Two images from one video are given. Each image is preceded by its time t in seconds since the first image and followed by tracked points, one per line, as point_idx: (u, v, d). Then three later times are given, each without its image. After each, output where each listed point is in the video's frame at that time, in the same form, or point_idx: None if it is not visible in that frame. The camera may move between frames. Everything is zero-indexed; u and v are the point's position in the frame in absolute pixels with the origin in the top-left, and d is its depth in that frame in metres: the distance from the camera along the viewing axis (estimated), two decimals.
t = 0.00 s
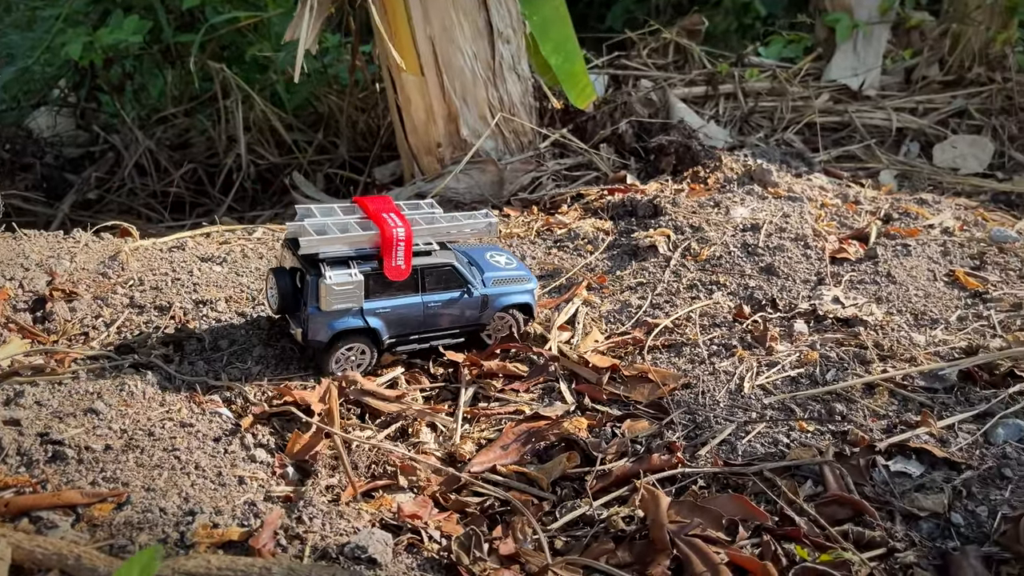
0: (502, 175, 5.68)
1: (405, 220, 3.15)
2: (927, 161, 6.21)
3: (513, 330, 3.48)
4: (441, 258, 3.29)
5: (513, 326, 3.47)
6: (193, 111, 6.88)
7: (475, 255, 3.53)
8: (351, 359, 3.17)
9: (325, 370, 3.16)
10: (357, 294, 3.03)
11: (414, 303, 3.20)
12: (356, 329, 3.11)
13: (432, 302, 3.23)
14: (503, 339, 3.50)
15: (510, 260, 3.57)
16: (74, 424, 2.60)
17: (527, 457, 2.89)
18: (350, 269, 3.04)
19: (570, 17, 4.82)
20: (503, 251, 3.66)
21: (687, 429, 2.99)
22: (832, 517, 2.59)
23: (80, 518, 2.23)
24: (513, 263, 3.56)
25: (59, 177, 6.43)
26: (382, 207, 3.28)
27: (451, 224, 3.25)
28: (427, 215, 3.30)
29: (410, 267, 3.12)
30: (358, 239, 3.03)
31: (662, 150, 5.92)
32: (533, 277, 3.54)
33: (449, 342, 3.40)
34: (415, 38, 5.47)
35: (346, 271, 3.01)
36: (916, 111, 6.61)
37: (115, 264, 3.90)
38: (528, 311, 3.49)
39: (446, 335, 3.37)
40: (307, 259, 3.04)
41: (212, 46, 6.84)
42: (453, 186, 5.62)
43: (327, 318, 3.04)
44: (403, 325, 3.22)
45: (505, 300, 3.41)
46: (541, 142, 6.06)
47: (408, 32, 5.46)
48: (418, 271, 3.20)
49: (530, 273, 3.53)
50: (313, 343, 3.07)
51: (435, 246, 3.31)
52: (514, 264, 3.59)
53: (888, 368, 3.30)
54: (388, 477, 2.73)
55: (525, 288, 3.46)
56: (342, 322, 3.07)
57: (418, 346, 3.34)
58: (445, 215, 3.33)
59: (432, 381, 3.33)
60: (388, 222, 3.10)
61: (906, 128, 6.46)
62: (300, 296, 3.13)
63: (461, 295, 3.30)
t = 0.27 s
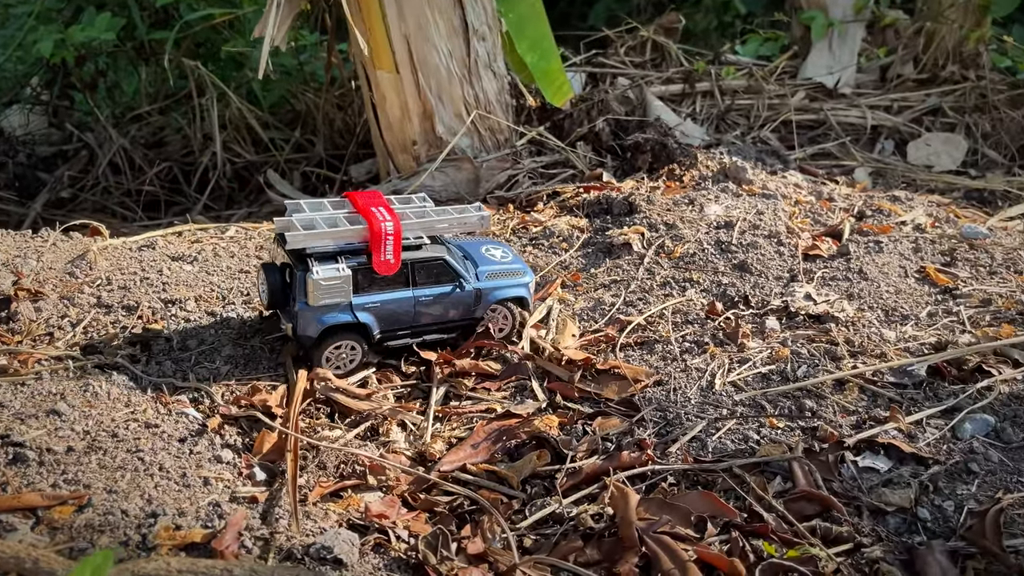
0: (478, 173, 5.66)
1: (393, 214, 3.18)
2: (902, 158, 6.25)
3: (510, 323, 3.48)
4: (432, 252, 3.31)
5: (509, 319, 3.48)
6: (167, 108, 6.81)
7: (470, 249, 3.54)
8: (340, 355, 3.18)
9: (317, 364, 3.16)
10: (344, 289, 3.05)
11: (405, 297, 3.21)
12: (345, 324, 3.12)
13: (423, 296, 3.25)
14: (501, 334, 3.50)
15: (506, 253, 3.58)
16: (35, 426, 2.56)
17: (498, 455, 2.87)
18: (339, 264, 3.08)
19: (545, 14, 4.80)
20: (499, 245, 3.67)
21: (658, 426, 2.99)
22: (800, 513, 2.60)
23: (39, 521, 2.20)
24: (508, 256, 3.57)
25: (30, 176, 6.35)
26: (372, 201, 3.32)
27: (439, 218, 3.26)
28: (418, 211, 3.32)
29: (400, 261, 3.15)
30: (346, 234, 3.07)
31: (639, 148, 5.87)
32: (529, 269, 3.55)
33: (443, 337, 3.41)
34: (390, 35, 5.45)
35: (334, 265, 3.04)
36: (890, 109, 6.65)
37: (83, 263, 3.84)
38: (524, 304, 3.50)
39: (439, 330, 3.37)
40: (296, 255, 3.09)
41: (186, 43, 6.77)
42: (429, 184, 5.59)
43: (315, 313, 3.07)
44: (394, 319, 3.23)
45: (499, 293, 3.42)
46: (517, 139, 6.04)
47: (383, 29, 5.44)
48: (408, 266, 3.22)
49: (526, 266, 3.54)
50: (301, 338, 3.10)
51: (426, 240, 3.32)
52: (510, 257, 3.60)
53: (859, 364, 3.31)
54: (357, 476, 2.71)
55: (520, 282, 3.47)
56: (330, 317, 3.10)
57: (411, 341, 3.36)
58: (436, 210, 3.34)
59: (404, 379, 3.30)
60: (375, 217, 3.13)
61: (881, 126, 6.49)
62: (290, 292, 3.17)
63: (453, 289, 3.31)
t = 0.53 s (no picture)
0: (453, 171, 5.63)
1: (380, 208, 3.23)
2: (877, 156, 6.28)
3: (513, 319, 3.44)
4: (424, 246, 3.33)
5: (511, 313, 3.44)
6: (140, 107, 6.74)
7: (471, 247, 3.54)
8: (335, 350, 3.20)
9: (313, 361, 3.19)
10: (332, 280, 3.09)
11: (396, 289, 3.23)
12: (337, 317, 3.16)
13: (415, 288, 3.26)
14: (505, 329, 3.45)
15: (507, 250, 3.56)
16: None
17: (468, 455, 2.85)
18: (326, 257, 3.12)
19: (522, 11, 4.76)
20: (503, 244, 3.66)
21: (629, 424, 2.98)
22: (769, 510, 2.60)
23: None
24: (510, 252, 3.55)
25: None
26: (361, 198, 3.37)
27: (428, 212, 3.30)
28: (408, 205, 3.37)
29: (388, 252, 3.19)
30: (333, 228, 3.12)
31: (614, 146, 5.88)
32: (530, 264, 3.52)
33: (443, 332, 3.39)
34: (364, 32, 5.42)
35: (320, 258, 3.09)
36: (866, 107, 6.68)
37: (48, 263, 3.78)
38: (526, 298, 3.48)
39: (437, 324, 3.36)
40: (285, 251, 3.14)
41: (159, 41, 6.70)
42: (404, 182, 5.56)
43: (306, 307, 3.11)
44: (388, 312, 3.25)
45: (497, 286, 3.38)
46: (493, 137, 6.02)
47: (356, 26, 5.41)
48: (398, 258, 3.26)
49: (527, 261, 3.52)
50: (295, 335, 3.13)
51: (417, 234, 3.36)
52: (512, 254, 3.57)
53: (830, 360, 3.32)
54: (324, 478, 2.68)
55: (520, 275, 3.43)
56: (322, 312, 3.13)
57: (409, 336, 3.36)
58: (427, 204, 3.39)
59: (375, 378, 3.27)
60: (362, 211, 3.18)
61: (857, 124, 6.52)
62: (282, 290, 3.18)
63: (446, 281, 3.31)
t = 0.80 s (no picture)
0: (428, 170, 5.59)
1: (375, 209, 3.20)
2: (852, 153, 6.31)
3: (513, 314, 3.46)
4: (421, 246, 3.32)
5: (511, 309, 3.45)
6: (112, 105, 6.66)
7: (468, 244, 3.55)
8: (335, 353, 3.20)
9: (313, 364, 3.18)
10: (327, 284, 3.07)
11: (395, 291, 3.23)
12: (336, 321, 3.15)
13: (414, 289, 3.26)
14: (506, 324, 3.47)
15: (505, 245, 3.57)
16: None
17: (439, 456, 2.82)
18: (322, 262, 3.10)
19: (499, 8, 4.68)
20: (501, 240, 3.67)
21: (601, 424, 2.96)
22: (740, 509, 2.59)
23: None
24: (508, 248, 3.56)
25: None
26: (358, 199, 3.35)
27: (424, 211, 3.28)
28: (404, 204, 3.35)
29: (384, 254, 3.17)
30: (328, 231, 3.10)
31: (591, 144, 5.86)
32: (529, 259, 3.53)
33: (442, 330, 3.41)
34: (337, 30, 5.37)
35: (315, 262, 3.07)
36: (841, 104, 6.71)
37: (13, 264, 3.72)
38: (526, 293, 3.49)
39: (437, 322, 3.37)
40: (281, 256, 3.12)
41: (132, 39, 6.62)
42: (379, 180, 5.52)
43: (303, 312, 3.10)
44: (387, 314, 3.25)
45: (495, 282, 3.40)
46: (470, 135, 5.99)
47: (330, 24, 5.36)
48: (395, 260, 3.25)
49: (525, 256, 3.53)
50: (293, 339, 3.12)
51: (415, 234, 3.35)
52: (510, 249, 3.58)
53: (802, 358, 3.31)
54: (292, 481, 2.64)
55: (518, 271, 3.44)
56: (320, 316, 3.12)
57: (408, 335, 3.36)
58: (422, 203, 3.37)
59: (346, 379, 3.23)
60: (357, 213, 3.16)
61: (833, 121, 6.54)
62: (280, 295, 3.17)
63: (445, 280, 3.31)
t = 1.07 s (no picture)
0: (403, 171, 5.55)
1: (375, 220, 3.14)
2: (828, 153, 6.33)
3: (514, 322, 3.46)
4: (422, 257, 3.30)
5: (511, 316, 3.45)
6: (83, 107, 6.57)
7: (469, 250, 3.53)
8: (333, 362, 3.21)
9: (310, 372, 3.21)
10: (326, 299, 3.06)
11: (394, 303, 3.23)
12: (334, 333, 3.16)
13: (413, 301, 3.26)
14: (506, 330, 3.48)
15: (507, 251, 3.55)
16: None
17: (408, 463, 2.79)
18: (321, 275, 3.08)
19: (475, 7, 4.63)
20: (503, 243, 3.65)
21: (572, 428, 2.94)
22: (709, 514, 2.58)
23: None
24: (509, 254, 3.54)
25: None
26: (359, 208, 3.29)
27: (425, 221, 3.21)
28: (405, 215, 3.28)
29: (384, 267, 3.12)
30: (327, 245, 3.05)
31: (566, 145, 5.84)
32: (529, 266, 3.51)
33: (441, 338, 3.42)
34: (309, 31, 5.31)
35: (315, 276, 3.05)
36: (817, 104, 6.72)
37: None
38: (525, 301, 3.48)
39: (436, 331, 3.38)
40: (281, 268, 3.10)
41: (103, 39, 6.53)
42: (353, 182, 5.48)
43: (302, 324, 3.10)
44: (385, 325, 3.26)
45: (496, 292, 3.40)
46: (445, 137, 5.95)
47: (302, 25, 5.30)
48: (393, 272, 3.23)
49: (526, 263, 3.51)
50: (292, 350, 3.13)
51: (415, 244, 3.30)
52: (511, 255, 3.57)
53: (774, 360, 3.30)
54: (257, 490, 2.59)
55: (519, 280, 3.43)
56: (318, 328, 3.13)
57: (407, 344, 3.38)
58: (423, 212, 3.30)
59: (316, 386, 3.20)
60: (357, 225, 3.10)
61: (808, 122, 6.56)
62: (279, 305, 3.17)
63: (445, 292, 3.31)
